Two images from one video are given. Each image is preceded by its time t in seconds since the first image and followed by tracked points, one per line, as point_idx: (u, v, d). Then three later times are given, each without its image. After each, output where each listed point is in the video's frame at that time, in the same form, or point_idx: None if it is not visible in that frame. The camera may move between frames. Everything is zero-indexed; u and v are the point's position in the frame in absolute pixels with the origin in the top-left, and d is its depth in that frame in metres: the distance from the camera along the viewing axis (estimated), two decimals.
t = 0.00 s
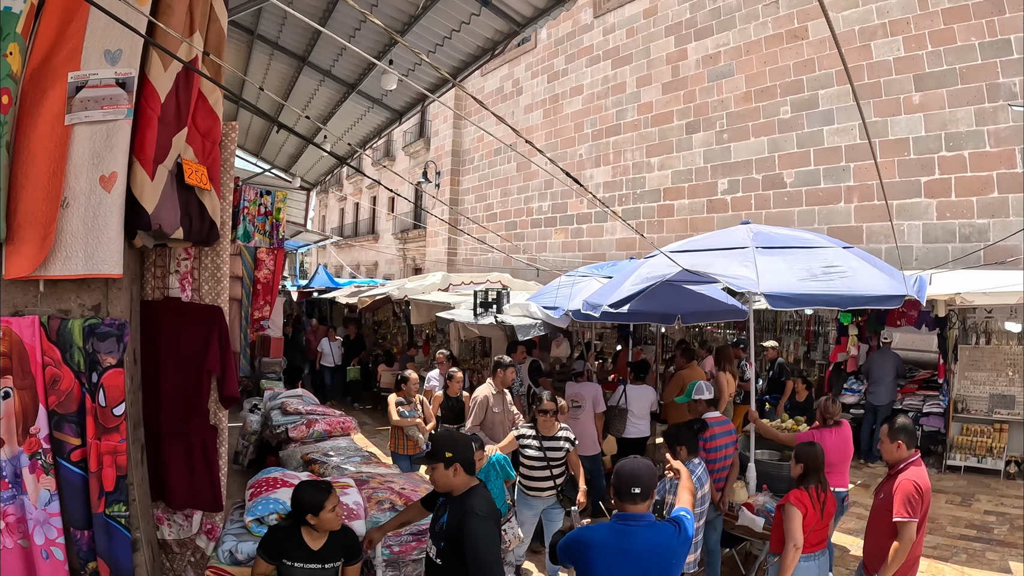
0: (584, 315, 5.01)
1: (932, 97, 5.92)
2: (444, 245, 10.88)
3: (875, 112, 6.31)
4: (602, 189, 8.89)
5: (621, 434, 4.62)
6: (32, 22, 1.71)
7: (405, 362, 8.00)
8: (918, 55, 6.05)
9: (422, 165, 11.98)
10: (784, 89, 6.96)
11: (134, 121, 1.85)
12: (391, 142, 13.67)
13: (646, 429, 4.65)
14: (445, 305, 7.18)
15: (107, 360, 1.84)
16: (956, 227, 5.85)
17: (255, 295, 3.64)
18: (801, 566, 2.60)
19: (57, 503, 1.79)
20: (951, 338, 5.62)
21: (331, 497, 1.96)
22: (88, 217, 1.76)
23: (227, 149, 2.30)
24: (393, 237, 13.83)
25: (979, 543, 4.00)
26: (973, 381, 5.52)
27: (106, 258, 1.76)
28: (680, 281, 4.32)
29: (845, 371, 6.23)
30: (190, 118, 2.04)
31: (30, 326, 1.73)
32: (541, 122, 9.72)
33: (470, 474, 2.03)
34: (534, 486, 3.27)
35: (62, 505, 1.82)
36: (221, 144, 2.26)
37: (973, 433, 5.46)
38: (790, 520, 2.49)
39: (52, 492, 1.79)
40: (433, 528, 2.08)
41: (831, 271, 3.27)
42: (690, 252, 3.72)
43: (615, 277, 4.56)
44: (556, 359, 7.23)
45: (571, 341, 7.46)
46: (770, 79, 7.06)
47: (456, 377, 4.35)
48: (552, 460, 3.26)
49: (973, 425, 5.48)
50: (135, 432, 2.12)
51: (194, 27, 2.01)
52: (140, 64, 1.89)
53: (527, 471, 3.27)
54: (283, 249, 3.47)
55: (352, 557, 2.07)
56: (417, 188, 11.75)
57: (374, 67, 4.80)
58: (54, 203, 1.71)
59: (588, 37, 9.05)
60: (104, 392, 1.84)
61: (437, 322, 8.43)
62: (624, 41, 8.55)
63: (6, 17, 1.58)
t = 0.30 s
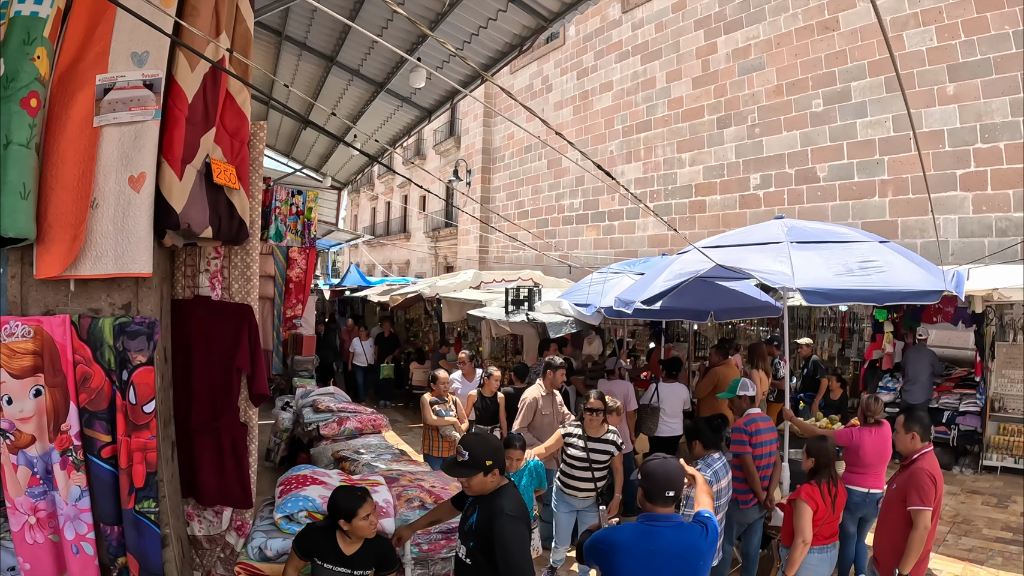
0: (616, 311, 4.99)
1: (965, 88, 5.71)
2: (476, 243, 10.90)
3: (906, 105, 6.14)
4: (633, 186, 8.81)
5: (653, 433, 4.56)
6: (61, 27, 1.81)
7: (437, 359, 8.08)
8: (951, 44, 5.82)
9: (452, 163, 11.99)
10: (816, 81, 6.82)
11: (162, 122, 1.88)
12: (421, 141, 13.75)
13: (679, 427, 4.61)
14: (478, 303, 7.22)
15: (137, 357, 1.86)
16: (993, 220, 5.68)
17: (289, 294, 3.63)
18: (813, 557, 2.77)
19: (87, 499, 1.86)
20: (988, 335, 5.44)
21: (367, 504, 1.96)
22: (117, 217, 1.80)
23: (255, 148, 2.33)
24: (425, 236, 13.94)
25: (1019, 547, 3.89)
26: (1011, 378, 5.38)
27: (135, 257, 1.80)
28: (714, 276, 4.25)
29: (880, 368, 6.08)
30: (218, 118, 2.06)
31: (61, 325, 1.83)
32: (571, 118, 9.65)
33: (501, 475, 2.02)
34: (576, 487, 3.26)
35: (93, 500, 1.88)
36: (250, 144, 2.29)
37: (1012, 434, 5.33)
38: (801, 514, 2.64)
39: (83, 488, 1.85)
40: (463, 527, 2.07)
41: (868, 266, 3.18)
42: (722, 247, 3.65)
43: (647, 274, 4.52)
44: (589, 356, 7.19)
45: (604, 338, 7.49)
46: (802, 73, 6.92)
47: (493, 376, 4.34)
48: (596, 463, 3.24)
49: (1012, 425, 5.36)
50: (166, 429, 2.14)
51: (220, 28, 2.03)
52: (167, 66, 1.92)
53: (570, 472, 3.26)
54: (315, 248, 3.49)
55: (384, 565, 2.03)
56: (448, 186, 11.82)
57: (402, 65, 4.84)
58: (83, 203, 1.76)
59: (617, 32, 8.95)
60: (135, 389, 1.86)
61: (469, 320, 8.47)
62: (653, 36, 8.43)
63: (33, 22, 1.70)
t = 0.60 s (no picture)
0: (637, 309, 4.96)
1: (992, 83, 5.47)
2: (497, 241, 10.91)
3: (932, 99, 6.05)
4: (655, 183, 8.73)
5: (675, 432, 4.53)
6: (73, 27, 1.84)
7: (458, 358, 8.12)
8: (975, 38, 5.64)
9: (474, 162, 12.00)
10: (840, 76, 6.71)
11: (177, 120, 1.91)
12: (442, 139, 13.80)
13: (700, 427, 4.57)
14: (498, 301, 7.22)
15: (151, 355, 1.88)
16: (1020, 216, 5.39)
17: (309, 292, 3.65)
18: (821, 551, 2.73)
19: (102, 496, 1.89)
20: (1016, 334, 5.32)
21: (371, 504, 1.93)
22: (132, 215, 1.83)
23: (271, 145, 2.36)
24: (446, 234, 14.00)
25: None
26: None
27: (150, 255, 1.82)
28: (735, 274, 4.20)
29: (904, 368, 6.00)
30: (234, 116, 2.06)
31: (76, 322, 1.86)
32: (592, 116, 9.61)
33: (517, 480, 2.00)
34: (596, 490, 3.24)
35: (107, 498, 1.91)
36: (266, 141, 2.32)
37: None
38: (809, 506, 2.59)
39: (98, 485, 1.89)
40: (482, 533, 2.06)
41: (894, 264, 3.10)
42: (745, 244, 3.59)
43: (669, 272, 4.47)
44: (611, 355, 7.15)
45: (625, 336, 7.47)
46: (824, 68, 6.79)
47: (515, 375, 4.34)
48: (618, 465, 3.21)
49: None
50: (182, 428, 2.15)
51: (234, 25, 2.05)
52: (181, 63, 1.94)
53: (591, 474, 3.24)
54: (335, 246, 3.56)
55: (405, 563, 2.00)
56: (469, 185, 11.85)
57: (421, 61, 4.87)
58: (98, 201, 1.79)
59: (637, 29, 8.87)
60: (150, 387, 1.88)
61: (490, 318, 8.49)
62: (674, 32, 8.34)
63: (47, 22, 1.72)
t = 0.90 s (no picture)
0: (662, 308, 4.90)
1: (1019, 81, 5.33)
2: (520, 240, 10.91)
3: (960, 96, 5.77)
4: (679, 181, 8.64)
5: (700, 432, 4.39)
6: (97, 24, 1.87)
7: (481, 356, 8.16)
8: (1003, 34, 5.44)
9: (497, 160, 12.01)
10: (864, 73, 6.48)
11: (199, 117, 1.93)
12: (465, 138, 13.82)
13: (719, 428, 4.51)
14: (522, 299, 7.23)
15: (174, 352, 1.91)
16: None
17: (333, 289, 3.67)
18: (830, 552, 2.69)
19: (123, 492, 1.94)
20: None
21: (365, 511, 1.91)
22: (154, 212, 1.85)
23: (294, 142, 2.38)
24: (470, 232, 14.05)
25: None
26: None
27: (171, 251, 1.85)
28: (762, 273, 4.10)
29: (931, 370, 5.91)
30: (257, 113, 2.09)
31: (99, 319, 1.91)
32: (616, 114, 9.55)
33: (538, 487, 1.99)
34: (615, 494, 3.21)
35: (128, 494, 1.96)
36: (289, 137, 2.34)
37: None
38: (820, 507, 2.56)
39: (118, 481, 1.93)
40: (505, 541, 2.07)
41: (925, 263, 3.00)
42: (774, 242, 3.52)
43: (694, 270, 4.40)
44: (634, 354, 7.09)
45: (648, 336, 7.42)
46: (849, 64, 6.59)
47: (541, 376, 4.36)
48: (637, 467, 3.19)
49: None
50: (204, 424, 2.18)
51: (255, 23, 2.06)
52: (204, 61, 1.96)
53: (609, 477, 3.23)
54: (358, 244, 3.55)
55: (414, 564, 2.01)
56: (493, 184, 11.87)
57: (444, 58, 4.88)
58: (120, 198, 1.82)
59: (660, 26, 8.77)
60: (171, 384, 1.92)
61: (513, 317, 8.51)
62: (697, 29, 8.22)
63: (68, 20, 1.77)
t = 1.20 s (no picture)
0: (693, 307, 4.83)
1: None
2: (550, 238, 10.89)
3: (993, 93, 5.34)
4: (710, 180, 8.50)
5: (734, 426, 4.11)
6: (134, 24, 1.92)
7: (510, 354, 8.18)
8: None
9: (526, 158, 12.01)
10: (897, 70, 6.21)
11: (236, 116, 1.97)
12: (495, 137, 13.84)
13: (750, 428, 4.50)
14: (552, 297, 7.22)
15: (210, 348, 1.97)
16: None
17: (363, 288, 3.63)
18: (837, 558, 2.70)
19: (157, 485, 1.99)
20: None
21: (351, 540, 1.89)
22: (192, 210, 1.90)
23: (329, 141, 2.42)
24: (500, 230, 14.09)
25: None
26: None
27: (207, 249, 1.89)
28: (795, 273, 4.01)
29: (963, 372, 5.55)
30: (292, 112, 2.13)
31: (136, 315, 1.96)
32: (646, 112, 9.45)
33: (565, 492, 1.98)
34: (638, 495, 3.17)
35: (162, 487, 2.01)
36: (323, 137, 2.38)
37: None
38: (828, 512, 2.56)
39: (153, 474, 1.98)
40: (534, 547, 2.06)
41: (958, 263, 2.80)
42: (807, 242, 3.46)
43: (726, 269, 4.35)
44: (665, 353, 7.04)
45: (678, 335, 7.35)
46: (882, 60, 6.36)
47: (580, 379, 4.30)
48: (660, 468, 3.15)
49: None
50: (238, 418, 2.24)
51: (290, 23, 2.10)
52: (240, 61, 2.00)
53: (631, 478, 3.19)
54: (389, 242, 3.58)
55: None
56: (522, 182, 11.87)
57: (475, 57, 4.89)
58: (158, 196, 1.87)
59: (690, 23, 8.69)
60: (207, 379, 1.97)
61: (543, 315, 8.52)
62: (727, 26, 8.10)
63: (105, 21, 1.81)
